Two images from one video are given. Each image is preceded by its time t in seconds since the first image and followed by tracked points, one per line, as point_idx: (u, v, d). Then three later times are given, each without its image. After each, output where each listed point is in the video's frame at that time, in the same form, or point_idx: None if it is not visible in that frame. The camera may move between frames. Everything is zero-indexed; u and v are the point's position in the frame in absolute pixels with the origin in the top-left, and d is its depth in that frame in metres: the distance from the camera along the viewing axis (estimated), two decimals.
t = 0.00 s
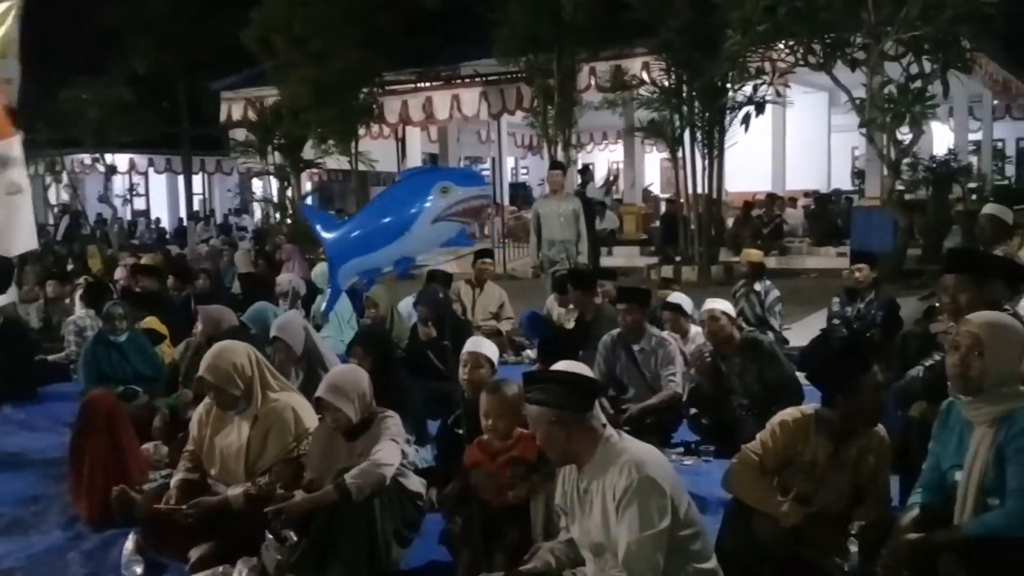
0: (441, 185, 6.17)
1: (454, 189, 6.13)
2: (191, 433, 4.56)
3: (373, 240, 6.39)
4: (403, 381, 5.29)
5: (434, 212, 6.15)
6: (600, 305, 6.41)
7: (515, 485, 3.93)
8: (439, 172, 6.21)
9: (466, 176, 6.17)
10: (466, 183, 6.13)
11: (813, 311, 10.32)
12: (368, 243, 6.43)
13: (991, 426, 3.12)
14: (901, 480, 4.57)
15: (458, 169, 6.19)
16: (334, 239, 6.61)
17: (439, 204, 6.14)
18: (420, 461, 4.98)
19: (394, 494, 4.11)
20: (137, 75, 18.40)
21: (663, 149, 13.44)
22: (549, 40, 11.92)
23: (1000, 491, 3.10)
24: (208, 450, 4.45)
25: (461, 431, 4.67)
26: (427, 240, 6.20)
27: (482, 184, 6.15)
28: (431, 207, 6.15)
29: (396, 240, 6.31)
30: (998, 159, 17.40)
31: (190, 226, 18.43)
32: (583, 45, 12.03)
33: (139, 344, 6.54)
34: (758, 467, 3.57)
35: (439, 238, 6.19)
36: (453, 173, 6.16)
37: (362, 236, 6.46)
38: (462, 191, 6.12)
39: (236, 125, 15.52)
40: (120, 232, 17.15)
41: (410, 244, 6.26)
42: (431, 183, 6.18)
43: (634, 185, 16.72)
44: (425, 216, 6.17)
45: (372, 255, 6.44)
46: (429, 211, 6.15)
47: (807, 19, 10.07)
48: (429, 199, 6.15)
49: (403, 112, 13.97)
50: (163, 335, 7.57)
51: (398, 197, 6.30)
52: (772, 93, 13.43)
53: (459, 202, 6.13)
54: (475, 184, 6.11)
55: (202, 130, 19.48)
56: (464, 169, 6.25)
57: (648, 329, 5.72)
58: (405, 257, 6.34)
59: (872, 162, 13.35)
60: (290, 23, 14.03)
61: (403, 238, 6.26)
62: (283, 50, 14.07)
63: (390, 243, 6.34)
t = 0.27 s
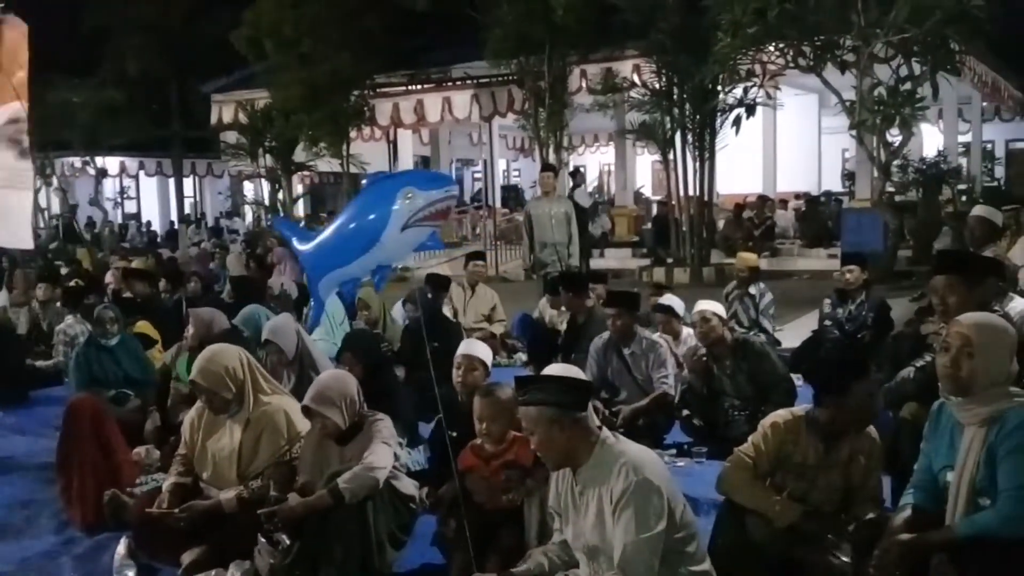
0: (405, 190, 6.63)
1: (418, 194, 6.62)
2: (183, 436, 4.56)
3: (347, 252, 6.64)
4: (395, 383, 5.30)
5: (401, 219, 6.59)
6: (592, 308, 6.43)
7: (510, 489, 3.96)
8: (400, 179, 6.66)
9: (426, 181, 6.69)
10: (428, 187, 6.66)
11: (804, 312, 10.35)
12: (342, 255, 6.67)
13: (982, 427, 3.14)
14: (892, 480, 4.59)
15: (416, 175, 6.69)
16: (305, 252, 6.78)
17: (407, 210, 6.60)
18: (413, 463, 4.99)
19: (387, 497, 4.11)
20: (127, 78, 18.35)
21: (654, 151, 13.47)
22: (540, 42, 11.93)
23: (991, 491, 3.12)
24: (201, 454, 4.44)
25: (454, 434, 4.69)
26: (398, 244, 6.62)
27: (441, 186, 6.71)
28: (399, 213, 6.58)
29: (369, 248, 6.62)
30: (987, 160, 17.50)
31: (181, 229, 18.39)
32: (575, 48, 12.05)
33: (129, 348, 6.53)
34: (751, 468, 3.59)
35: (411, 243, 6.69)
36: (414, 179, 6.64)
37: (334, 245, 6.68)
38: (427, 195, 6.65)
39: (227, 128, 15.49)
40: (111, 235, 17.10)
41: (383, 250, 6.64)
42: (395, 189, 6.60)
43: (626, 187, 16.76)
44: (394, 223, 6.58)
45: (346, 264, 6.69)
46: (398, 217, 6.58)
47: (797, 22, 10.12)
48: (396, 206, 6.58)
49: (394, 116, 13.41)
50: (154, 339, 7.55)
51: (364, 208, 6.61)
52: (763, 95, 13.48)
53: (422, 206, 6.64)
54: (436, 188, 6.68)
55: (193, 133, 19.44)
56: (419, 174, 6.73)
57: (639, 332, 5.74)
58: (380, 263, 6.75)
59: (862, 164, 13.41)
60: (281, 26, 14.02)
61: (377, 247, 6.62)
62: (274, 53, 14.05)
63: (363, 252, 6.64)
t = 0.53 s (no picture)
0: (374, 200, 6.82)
1: (386, 204, 6.81)
2: (173, 438, 4.54)
3: (321, 264, 6.78)
4: (383, 384, 5.28)
5: (372, 230, 6.79)
6: (582, 307, 6.42)
7: (500, 488, 3.96)
8: (368, 190, 6.84)
9: (394, 190, 6.90)
10: (396, 195, 6.86)
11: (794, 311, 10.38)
12: (317, 266, 6.80)
13: (971, 425, 3.14)
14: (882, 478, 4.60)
15: (381, 184, 6.90)
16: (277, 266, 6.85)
17: (376, 220, 6.79)
18: (404, 463, 4.98)
19: (378, 497, 4.11)
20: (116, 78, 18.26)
21: (645, 150, 13.46)
22: (531, 41, 11.92)
23: (981, 488, 3.13)
24: (190, 455, 4.42)
25: (444, 433, 4.68)
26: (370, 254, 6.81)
27: (410, 194, 6.94)
28: (369, 224, 6.77)
29: (342, 258, 6.78)
30: (975, 159, 17.60)
31: (171, 229, 18.33)
32: (565, 47, 12.02)
33: (119, 348, 6.50)
34: (738, 466, 3.58)
35: (383, 251, 6.90)
36: (382, 190, 6.84)
37: (307, 258, 6.78)
38: (394, 204, 6.83)
39: (217, 127, 15.43)
40: (100, 236, 17.05)
41: (356, 261, 6.82)
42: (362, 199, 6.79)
43: (617, 186, 16.76)
44: (365, 234, 6.77)
45: (320, 276, 6.80)
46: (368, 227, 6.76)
47: (786, 20, 10.14)
48: (366, 217, 6.76)
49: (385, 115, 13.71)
50: (144, 341, 7.51)
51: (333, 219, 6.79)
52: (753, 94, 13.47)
53: (391, 217, 6.83)
54: (405, 196, 6.89)
55: (182, 133, 19.38)
56: (383, 183, 6.95)
57: (628, 331, 5.75)
58: (355, 273, 6.92)
59: (852, 162, 13.45)
60: (271, 26, 13.99)
61: (352, 257, 6.79)
62: (263, 52, 14.00)
63: (338, 262, 6.80)
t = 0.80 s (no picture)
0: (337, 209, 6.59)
1: (349, 213, 6.60)
2: (153, 439, 4.51)
3: (287, 275, 6.51)
4: (365, 385, 5.26)
5: (336, 240, 6.58)
6: (563, 306, 6.43)
7: (482, 489, 3.95)
8: (329, 199, 6.61)
9: (355, 198, 6.69)
10: (360, 202, 6.68)
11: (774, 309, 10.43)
12: (282, 279, 6.52)
13: (950, 421, 3.17)
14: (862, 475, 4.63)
15: (341, 193, 6.67)
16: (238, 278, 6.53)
17: (342, 229, 6.59)
18: (386, 463, 4.96)
19: (360, 499, 4.10)
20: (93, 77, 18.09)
21: (627, 149, 13.47)
22: (512, 40, 11.91)
23: (960, 485, 3.15)
24: (170, 457, 4.40)
25: (426, 433, 4.66)
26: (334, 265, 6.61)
27: (371, 202, 6.75)
28: (332, 234, 6.55)
29: (307, 269, 6.54)
30: (954, 158, 17.74)
31: (150, 229, 18.19)
32: (546, 46, 12.01)
33: (98, 349, 6.46)
34: (718, 466, 3.63)
35: (346, 261, 6.72)
36: (343, 199, 6.62)
37: (270, 269, 6.49)
38: (360, 212, 6.65)
39: (196, 126, 15.33)
40: (77, 236, 16.91)
41: (321, 271, 6.61)
42: (327, 207, 6.56)
43: (598, 185, 16.77)
44: (329, 244, 6.56)
45: (285, 288, 6.53)
46: (332, 237, 6.55)
47: (766, 19, 10.17)
48: (329, 228, 6.54)
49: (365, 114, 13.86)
50: (123, 341, 7.47)
51: (296, 227, 6.53)
52: (734, 93, 13.51)
53: (353, 225, 6.64)
54: (367, 204, 6.69)
55: (161, 131, 19.23)
56: (344, 189, 6.75)
57: (609, 331, 5.75)
58: (318, 283, 6.71)
59: (832, 162, 13.53)
60: (250, 24, 13.91)
61: (318, 267, 6.58)
62: (243, 50, 13.89)
63: (302, 274, 6.56)
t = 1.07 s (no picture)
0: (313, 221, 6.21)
1: (326, 226, 6.21)
2: (139, 436, 4.49)
3: (259, 290, 6.13)
4: (354, 382, 5.27)
5: (312, 254, 6.19)
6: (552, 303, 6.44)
7: (474, 487, 3.95)
8: (305, 211, 6.23)
9: (332, 209, 6.30)
10: (337, 215, 6.27)
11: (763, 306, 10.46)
12: (254, 294, 6.14)
13: (936, 416, 3.17)
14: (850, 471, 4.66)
15: (317, 204, 6.28)
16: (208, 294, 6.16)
17: (318, 244, 6.20)
18: (375, 461, 4.96)
19: (349, 496, 4.09)
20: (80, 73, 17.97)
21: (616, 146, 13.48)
22: (501, 37, 11.88)
23: (946, 480, 3.17)
24: (158, 454, 4.38)
25: (415, 431, 4.66)
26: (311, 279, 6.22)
27: (351, 214, 6.35)
28: (308, 247, 6.17)
29: (281, 284, 6.16)
30: (941, 155, 17.82)
31: (138, 226, 18.11)
32: (535, 43, 11.98)
33: (85, 346, 6.42)
34: (706, 462, 3.62)
35: (324, 275, 6.32)
36: (320, 210, 6.23)
37: (242, 284, 6.12)
38: (337, 226, 6.25)
39: (184, 123, 15.25)
40: (64, 234, 16.83)
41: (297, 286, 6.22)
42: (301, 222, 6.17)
43: (588, 182, 16.78)
44: (304, 259, 6.17)
45: (258, 305, 6.15)
46: (307, 251, 6.16)
47: (756, 16, 10.17)
48: (305, 241, 6.15)
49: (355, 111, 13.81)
50: (111, 339, 7.43)
51: (266, 242, 6.15)
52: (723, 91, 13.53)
53: (332, 239, 6.24)
54: (345, 217, 6.29)
55: (148, 128, 19.14)
56: (322, 201, 6.35)
57: (599, 327, 5.78)
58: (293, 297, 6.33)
59: (820, 159, 13.57)
60: (238, 21, 13.84)
61: (293, 282, 6.19)
62: (230, 47, 13.83)
63: (276, 289, 6.17)
